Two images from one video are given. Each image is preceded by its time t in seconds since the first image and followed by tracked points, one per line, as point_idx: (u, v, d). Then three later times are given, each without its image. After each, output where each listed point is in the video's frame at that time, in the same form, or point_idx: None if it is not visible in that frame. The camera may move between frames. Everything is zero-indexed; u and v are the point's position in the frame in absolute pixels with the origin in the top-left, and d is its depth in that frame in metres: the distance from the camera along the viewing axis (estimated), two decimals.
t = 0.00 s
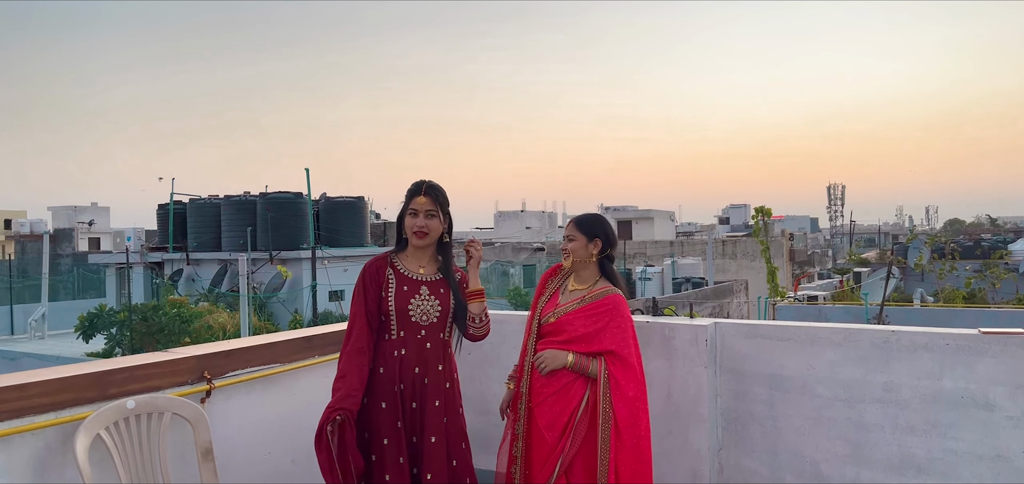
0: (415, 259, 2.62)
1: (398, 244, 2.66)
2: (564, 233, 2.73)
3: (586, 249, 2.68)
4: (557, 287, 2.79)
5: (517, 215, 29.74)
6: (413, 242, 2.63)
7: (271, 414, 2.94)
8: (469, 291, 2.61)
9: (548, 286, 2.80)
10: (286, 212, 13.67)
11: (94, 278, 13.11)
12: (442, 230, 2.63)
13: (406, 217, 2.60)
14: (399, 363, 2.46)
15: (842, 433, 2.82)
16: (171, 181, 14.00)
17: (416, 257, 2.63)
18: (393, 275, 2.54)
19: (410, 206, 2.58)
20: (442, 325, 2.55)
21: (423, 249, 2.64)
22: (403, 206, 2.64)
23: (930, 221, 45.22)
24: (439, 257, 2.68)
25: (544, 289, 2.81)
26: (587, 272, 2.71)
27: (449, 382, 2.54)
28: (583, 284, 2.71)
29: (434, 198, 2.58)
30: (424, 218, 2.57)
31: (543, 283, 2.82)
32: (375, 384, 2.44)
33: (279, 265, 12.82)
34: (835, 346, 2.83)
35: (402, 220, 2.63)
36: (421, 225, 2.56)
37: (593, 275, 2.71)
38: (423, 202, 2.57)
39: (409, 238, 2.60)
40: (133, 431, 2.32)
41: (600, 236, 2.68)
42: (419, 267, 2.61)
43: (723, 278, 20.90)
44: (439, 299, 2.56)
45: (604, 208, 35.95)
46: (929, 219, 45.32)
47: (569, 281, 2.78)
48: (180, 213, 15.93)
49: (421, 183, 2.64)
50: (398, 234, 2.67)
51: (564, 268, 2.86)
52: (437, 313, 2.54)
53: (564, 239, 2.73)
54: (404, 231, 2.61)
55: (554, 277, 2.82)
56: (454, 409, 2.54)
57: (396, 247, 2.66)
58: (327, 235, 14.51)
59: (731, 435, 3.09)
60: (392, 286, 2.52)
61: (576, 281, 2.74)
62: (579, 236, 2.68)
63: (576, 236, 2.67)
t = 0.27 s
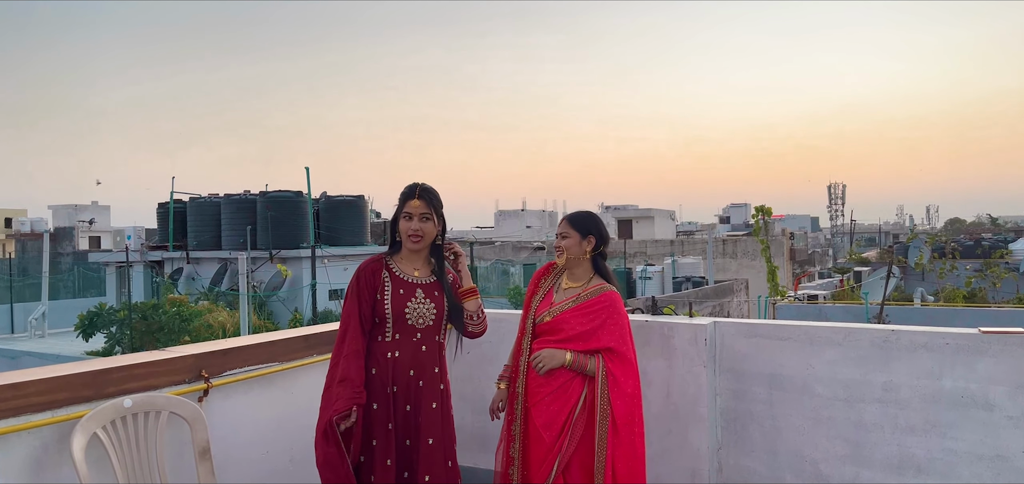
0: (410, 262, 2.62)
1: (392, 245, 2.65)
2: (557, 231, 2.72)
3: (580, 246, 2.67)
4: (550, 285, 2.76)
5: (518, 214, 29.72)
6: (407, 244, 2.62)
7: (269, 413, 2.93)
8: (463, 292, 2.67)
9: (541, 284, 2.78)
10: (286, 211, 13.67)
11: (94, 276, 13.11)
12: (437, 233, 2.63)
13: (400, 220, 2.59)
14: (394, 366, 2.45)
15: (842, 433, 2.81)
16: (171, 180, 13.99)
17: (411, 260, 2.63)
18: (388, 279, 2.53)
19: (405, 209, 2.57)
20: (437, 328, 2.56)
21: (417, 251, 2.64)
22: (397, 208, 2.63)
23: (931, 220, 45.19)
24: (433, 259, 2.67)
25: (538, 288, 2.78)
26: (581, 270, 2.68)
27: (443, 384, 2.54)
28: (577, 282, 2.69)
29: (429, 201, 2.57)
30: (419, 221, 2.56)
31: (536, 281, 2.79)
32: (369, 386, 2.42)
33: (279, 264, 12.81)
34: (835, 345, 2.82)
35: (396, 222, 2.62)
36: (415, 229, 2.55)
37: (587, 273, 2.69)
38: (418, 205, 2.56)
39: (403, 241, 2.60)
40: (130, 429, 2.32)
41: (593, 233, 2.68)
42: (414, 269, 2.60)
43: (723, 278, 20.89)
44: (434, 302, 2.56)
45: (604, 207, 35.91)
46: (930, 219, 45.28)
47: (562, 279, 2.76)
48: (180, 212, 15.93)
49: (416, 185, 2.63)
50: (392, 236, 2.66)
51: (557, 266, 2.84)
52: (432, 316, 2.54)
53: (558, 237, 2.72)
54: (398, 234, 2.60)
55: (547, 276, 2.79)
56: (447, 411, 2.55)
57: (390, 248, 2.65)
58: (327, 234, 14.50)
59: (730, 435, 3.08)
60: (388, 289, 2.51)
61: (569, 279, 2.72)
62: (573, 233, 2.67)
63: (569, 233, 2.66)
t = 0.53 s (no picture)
0: (412, 260, 2.61)
1: (394, 244, 2.64)
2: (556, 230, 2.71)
3: (579, 245, 2.66)
4: (550, 285, 2.74)
5: (518, 215, 29.70)
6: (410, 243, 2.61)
7: (268, 413, 2.92)
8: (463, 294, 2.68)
9: (540, 284, 2.76)
10: (286, 211, 13.65)
11: (94, 277, 13.10)
12: (440, 232, 2.63)
13: (404, 218, 2.57)
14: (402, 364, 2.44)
15: (844, 433, 2.80)
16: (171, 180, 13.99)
17: (413, 258, 2.62)
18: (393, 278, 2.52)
19: (410, 208, 2.56)
20: (443, 326, 2.56)
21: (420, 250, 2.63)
22: (400, 207, 2.61)
23: (931, 220, 45.19)
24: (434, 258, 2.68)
25: (537, 288, 2.76)
26: (580, 269, 2.67)
27: (449, 381, 2.54)
28: (577, 281, 2.68)
29: (433, 201, 2.56)
30: (424, 220, 2.55)
31: (535, 281, 2.77)
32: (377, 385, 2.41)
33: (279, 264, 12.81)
34: (836, 345, 2.81)
35: (400, 221, 2.61)
36: (420, 228, 2.54)
37: (586, 272, 2.68)
38: (423, 204, 2.55)
39: (406, 240, 2.58)
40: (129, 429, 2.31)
41: (593, 232, 2.67)
42: (417, 268, 2.60)
43: (723, 278, 20.88)
44: (438, 301, 2.56)
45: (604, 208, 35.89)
46: (930, 219, 45.27)
47: (562, 278, 2.75)
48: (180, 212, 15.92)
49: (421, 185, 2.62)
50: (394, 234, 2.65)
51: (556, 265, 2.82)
52: (437, 314, 2.54)
53: (557, 236, 2.70)
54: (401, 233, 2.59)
55: (547, 275, 2.78)
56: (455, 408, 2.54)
57: (391, 247, 2.64)
58: (327, 234, 14.49)
59: (731, 435, 3.07)
60: (393, 288, 2.50)
61: (569, 278, 2.71)
62: (572, 233, 2.66)
63: (568, 232, 2.65)
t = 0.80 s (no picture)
0: (422, 260, 2.62)
1: (402, 245, 2.63)
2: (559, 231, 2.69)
3: (582, 247, 2.65)
4: (552, 287, 2.74)
5: (519, 216, 29.69)
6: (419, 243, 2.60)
7: (269, 415, 2.91)
8: (473, 291, 2.71)
9: (543, 286, 2.75)
10: (287, 212, 13.65)
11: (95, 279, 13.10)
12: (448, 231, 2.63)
13: (413, 218, 2.57)
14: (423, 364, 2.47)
15: (845, 435, 2.79)
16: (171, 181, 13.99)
17: (422, 258, 2.62)
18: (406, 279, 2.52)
19: (418, 207, 2.56)
20: (455, 324, 2.60)
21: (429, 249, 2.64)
22: (408, 207, 2.60)
23: (931, 221, 45.15)
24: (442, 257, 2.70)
25: (539, 290, 2.75)
26: (582, 271, 2.66)
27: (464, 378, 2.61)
28: (579, 283, 2.68)
29: (442, 199, 2.57)
30: (433, 219, 2.54)
31: (538, 283, 2.76)
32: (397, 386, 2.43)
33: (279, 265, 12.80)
34: (838, 347, 2.80)
35: (408, 220, 2.60)
36: (430, 226, 2.54)
37: (589, 274, 2.67)
38: (432, 203, 2.55)
39: (415, 239, 2.57)
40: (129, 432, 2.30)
41: (596, 234, 2.66)
42: (427, 268, 2.61)
43: (724, 279, 20.85)
44: (450, 299, 2.58)
45: (605, 209, 35.86)
46: (931, 219, 45.23)
47: (564, 280, 2.74)
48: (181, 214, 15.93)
49: (427, 184, 2.61)
50: (402, 234, 2.63)
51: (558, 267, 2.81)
52: (450, 313, 2.56)
53: (560, 238, 2.69)
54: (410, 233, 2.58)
55: (549, 277, 2.77)
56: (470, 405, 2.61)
57: (400, 248, 2.63)
58: (327, 235, 14.48)
59: (733, 437, 3.06)
60: (407, 289, 2.50)
61: (571, 280, 2.70)
62: (575, 234, 2.64)
63: (572, 234, 2.64)
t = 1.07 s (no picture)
0: (422, 260, 2.67)
1: (402, 244, 2.65)
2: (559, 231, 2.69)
3: (582, 247, 2.64)
4: (553, 287, 2.72)
5: (519, 215, 29.69)
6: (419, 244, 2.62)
7: (267, 416, 2.90)
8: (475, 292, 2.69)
9: (543, 286, 2.74)
10: (286, 212, 13.64)
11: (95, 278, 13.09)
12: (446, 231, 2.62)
13: (410, 219, 2.56)
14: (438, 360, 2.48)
15: (846, 436, 2.78)
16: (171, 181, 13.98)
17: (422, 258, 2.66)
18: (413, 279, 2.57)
19: (415, 209, 2.55)
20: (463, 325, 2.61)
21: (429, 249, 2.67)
22: (407, 207, 2.60)
23: (931, 221, 45.13)
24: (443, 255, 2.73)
25: (540, 290, 2.74)
26: (582, 272, 2.65)
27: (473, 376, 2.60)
28: (579, 283, 2.67)
29: (439, 201, 2.55)
30: (429, 221, 2.53)
31: (538, 283, 2.75)
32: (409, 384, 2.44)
33: (279, 264, 12.79)
34: (839, 347, 2.79)
35: (406, 221, 2.60)
36: (426, 229, 2.52)
37: (589, 274, 2.66)
38: (429, 204, 2.54)
39: (413, 241, 2.57)
40: (129, 433, 2.29)
41: (596, 234, 2.64)
42: (428, 268, 2.66)
43: (724, 278, 20.83)
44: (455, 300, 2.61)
45: (605, 209, 35.84)
46: (931, 219, 45.20)
47: (565, 281, 2.73)
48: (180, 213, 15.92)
49: (425, 185, 2.59)
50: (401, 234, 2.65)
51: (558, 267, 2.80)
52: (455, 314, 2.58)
53: (559, 238, 2.68)
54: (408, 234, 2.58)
55: (550, 277, 2.76)
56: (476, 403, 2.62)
57: (400, 248, 2.66)
58: (327, 235, 14.47)
59: (734, 438, 3.05)
60: (413, 286, 2.55)
61: (572, 280, 2.69)
62: (575, 234, 2.63)
63: (571, 234, 2.63)
